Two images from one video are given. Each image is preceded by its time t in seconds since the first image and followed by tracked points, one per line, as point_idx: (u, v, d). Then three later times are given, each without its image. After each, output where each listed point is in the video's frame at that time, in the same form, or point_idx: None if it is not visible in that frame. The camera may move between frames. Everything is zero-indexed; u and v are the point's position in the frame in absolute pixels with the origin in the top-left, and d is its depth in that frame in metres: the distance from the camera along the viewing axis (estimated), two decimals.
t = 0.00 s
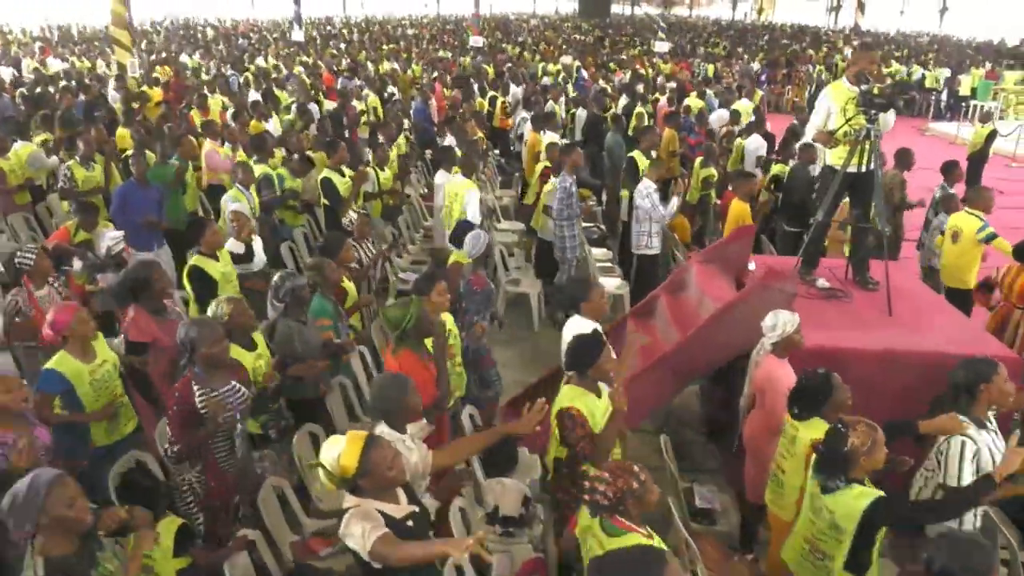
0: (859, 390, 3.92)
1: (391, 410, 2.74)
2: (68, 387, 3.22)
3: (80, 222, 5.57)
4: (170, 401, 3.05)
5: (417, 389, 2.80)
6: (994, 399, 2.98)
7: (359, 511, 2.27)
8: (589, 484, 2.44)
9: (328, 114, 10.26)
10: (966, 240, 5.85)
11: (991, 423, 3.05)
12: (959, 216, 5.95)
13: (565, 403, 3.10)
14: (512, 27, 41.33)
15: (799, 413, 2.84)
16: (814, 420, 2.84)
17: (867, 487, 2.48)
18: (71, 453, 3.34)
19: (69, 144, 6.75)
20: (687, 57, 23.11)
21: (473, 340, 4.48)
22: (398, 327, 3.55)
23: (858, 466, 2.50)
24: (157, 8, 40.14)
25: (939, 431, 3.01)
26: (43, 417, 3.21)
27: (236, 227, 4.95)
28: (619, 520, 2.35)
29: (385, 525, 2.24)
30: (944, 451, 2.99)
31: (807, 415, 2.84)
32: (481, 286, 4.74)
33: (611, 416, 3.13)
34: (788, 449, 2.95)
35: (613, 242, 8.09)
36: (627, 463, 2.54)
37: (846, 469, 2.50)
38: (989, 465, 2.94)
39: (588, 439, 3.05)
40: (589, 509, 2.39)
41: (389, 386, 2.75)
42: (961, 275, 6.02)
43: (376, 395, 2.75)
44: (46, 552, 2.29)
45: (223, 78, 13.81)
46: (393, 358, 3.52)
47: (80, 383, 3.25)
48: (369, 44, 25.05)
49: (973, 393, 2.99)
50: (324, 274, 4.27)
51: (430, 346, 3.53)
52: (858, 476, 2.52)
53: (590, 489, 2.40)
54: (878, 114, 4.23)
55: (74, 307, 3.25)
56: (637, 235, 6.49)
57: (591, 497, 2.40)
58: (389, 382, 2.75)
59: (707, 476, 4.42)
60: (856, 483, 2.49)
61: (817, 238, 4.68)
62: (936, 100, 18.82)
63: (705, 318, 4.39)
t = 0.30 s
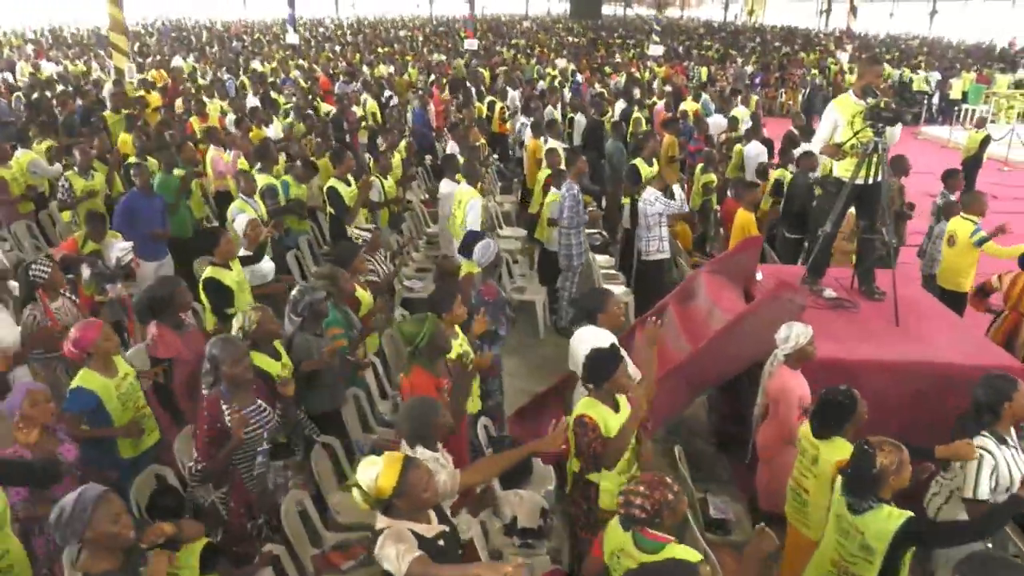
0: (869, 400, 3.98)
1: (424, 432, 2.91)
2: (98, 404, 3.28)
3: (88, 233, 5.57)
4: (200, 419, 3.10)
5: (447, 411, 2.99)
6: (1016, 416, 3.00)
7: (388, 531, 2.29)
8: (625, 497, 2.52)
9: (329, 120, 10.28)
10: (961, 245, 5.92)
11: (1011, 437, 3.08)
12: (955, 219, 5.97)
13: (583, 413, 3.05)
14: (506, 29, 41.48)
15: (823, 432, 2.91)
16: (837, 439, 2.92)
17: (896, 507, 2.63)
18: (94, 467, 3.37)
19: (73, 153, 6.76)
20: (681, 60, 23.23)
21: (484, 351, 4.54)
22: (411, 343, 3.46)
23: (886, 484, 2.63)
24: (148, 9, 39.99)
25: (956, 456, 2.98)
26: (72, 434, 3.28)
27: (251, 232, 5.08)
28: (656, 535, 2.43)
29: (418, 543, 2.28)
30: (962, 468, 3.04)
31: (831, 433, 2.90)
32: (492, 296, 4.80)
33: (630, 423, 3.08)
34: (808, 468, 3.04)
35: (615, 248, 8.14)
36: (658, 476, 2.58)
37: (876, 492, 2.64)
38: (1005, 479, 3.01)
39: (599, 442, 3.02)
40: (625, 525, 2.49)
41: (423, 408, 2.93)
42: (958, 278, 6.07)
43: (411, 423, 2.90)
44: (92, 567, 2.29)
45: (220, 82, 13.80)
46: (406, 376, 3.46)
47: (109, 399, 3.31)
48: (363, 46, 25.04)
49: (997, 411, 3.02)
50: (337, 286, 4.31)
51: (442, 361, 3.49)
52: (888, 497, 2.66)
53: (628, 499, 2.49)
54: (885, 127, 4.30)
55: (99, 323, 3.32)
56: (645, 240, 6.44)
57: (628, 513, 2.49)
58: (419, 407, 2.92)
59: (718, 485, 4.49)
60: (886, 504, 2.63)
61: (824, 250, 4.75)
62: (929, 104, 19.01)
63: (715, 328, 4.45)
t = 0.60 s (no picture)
0: (877, 408, 4.04)
1: (458, 453, 3.01)
2: (136, 420, 3.45)
3: (98, 244, 5.68)
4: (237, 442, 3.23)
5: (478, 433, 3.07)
6: None
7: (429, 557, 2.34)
8: (656, 512, 2.61)
9: (330, 126, 10.34)
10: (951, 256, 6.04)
11: None
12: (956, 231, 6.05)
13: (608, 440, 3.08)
14: (498, 31, 41.57)
15: (852, 455, 3.07)
16: (865, 462, 3.07)
17: (912, 524, 2.72)
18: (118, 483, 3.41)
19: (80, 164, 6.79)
20: (674, 63, 23.40)
21: (498, 362, 4.62)
22: (434, 360, 3.47)
23: (905, 503, 2.73)
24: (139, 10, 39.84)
25: (996, 471, 3.17)
26: (110, 449, 3.44)
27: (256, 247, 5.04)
28: (689, 552, 2.49)
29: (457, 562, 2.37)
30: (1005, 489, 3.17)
31: (861, 456, 3.06)
32: (506, 307, 4.87)
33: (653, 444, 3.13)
34: (830, 486, 3.21)
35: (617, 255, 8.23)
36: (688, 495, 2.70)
37: (894, 508, 2.73)
38: None
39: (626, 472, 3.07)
40: (657, 541, 2.55)
41: (456, 429, 3.02)
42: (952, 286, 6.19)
43: (443, 444, 3.01)
44: None
45: (216, 86, 13.79)
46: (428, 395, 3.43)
47: (145, 415, 3.47)
48: (355, 49, 25.04)
49: (1011, 426, 3.30)
50: (353, 297, 4.44)
51: (469, 379, 3.46)
52: (905, 514, 2.74)
53: (655, 515, 2.58)
54: (893, 141, 4.40)
55: (130, 340, 3.45)
56: (653, 249, 6.53)
57: (658, 529, 2.57)
58: (452, 426, 3.01)
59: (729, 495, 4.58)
60: (903, 521, 2.72)
61: (830, 261, 4.83)
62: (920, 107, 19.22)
63: (727, 338, 4.50)
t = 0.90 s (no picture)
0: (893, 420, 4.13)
1: (492, 458, 3.07)
2: (178, 425, 3.60)
3: (116, 258, 5.76)
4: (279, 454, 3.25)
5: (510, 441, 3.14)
6: None
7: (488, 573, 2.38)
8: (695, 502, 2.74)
9: (333, 133, 10.41)
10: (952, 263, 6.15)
11: None
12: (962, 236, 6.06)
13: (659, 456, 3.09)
14: (491, 32, 41.82)
15: (869, 459, 3.18)
16: (883, 470, 3.15)
17: (933, 531, 2.83)
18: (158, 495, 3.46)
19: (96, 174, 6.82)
20: (667, 66, 23.61)
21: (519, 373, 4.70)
22: (468, 367, 3.51)
23: (931, 510, 2.83)
24: (131, 9, 39.73)
25: None
26: (151, 455, 3.58)
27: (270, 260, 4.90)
28: (718, 542, 2.66)
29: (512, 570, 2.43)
30: None
31: (875, 462, 3.16)
32: (526, 323, 4.93)
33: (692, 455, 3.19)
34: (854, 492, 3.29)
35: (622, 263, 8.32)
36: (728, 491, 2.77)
37: (916, 515, 2.84)
38: None
39: (695, 483, 3.04)
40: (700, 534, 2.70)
41: (490, 435, 3.10)
42: (954, 291, 6.30)
43: (478, 452, 3.07)
44: None
45: (216, 92, 13.82)
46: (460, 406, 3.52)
47: (186, 421, 3.62)
48: (349, 52, 25.09)
49: None
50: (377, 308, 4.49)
51: (503, 386, 3.54)
52: (928, 520, 2.84)
53: (695, 505, 2.72)
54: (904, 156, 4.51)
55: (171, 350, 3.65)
56: (663, 260, 6.62)
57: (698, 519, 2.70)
58: (487, 435, 3.09)
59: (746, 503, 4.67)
60: (924, 527, 2.83)
61: (843, 272, 4.94)
62: (911, 110, 19.50)
63: (744, 350, 4.58)
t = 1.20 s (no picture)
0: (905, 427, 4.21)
1: (516, 461, 3.13)
2: (201, 438, 3.62)
3: (130, 268, 5.83)
4: (305, 465, 3.30)
5: (536, 440, 3.19)
6: None
7: None
8: (720, 506, 2.79)
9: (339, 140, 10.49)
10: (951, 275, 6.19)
11: None
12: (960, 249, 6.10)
13: (675, 476, 3.24)
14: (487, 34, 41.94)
15: (883, 462, 3.27)
16: (896, 469, 3.25)
17: (958, 539, 2.87)
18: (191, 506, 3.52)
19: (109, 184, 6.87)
20: (663, 69, 23.79)
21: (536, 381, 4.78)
22: (500, 371, 3.56)
23: (952, 517, 2.89)
24: (127, 12, 39.76)
25: None
26: (177, 468, 3.62)
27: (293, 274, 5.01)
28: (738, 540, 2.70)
29: None
30: None
31: (890, 464, 3.25)
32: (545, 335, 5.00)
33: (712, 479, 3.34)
34: (870, 496, 3.36)
35: (627, 269, 8.42)
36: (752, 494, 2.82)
37: (940, 524, 2.88)
38: None
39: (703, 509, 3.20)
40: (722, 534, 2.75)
41: (514, 435, 3.15)
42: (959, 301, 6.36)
43: (501, 447, 3.16)
44: None
45: (219, 97, 13.89)
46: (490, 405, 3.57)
47: (208, 434, 3.64)
48: (346, 56, 25.19)
49: None
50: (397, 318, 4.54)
51: (528, 393, 3.58)
52: (951, 528, 2.90)
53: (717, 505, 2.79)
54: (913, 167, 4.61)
55: (199, 361, 3.67)
56: (671, 270, 6.73)
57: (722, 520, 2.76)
58: (512, 434, 3.14)
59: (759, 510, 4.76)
60: (949, 535, 2.87)
61: (852, 280, 5.01)
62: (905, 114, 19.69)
63: (757, 359, 4.64)
